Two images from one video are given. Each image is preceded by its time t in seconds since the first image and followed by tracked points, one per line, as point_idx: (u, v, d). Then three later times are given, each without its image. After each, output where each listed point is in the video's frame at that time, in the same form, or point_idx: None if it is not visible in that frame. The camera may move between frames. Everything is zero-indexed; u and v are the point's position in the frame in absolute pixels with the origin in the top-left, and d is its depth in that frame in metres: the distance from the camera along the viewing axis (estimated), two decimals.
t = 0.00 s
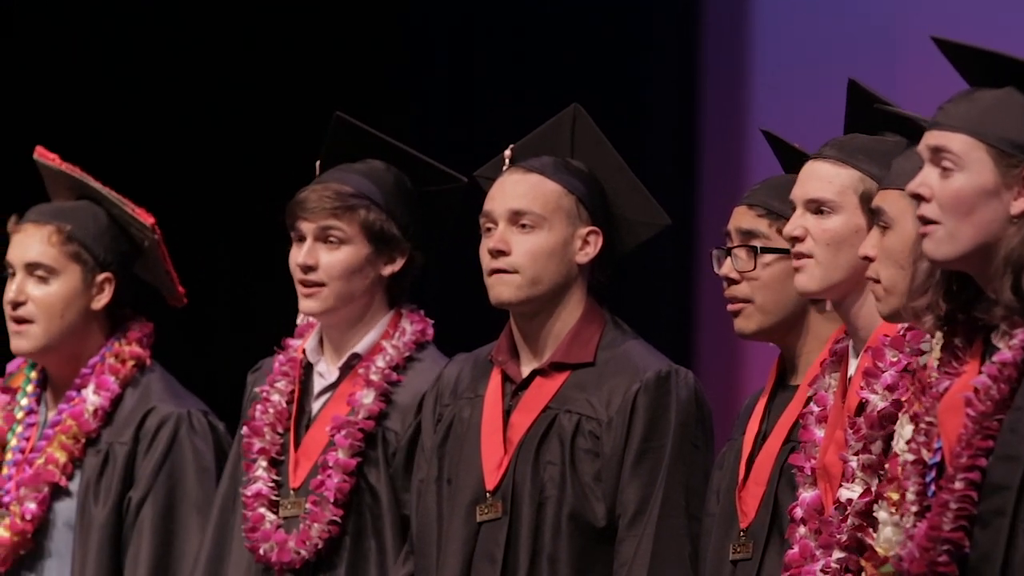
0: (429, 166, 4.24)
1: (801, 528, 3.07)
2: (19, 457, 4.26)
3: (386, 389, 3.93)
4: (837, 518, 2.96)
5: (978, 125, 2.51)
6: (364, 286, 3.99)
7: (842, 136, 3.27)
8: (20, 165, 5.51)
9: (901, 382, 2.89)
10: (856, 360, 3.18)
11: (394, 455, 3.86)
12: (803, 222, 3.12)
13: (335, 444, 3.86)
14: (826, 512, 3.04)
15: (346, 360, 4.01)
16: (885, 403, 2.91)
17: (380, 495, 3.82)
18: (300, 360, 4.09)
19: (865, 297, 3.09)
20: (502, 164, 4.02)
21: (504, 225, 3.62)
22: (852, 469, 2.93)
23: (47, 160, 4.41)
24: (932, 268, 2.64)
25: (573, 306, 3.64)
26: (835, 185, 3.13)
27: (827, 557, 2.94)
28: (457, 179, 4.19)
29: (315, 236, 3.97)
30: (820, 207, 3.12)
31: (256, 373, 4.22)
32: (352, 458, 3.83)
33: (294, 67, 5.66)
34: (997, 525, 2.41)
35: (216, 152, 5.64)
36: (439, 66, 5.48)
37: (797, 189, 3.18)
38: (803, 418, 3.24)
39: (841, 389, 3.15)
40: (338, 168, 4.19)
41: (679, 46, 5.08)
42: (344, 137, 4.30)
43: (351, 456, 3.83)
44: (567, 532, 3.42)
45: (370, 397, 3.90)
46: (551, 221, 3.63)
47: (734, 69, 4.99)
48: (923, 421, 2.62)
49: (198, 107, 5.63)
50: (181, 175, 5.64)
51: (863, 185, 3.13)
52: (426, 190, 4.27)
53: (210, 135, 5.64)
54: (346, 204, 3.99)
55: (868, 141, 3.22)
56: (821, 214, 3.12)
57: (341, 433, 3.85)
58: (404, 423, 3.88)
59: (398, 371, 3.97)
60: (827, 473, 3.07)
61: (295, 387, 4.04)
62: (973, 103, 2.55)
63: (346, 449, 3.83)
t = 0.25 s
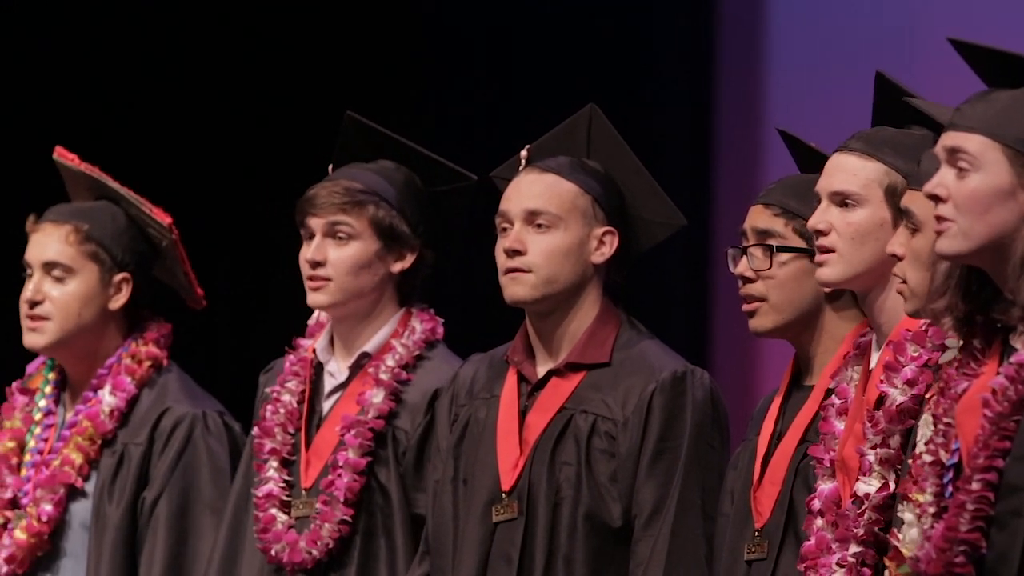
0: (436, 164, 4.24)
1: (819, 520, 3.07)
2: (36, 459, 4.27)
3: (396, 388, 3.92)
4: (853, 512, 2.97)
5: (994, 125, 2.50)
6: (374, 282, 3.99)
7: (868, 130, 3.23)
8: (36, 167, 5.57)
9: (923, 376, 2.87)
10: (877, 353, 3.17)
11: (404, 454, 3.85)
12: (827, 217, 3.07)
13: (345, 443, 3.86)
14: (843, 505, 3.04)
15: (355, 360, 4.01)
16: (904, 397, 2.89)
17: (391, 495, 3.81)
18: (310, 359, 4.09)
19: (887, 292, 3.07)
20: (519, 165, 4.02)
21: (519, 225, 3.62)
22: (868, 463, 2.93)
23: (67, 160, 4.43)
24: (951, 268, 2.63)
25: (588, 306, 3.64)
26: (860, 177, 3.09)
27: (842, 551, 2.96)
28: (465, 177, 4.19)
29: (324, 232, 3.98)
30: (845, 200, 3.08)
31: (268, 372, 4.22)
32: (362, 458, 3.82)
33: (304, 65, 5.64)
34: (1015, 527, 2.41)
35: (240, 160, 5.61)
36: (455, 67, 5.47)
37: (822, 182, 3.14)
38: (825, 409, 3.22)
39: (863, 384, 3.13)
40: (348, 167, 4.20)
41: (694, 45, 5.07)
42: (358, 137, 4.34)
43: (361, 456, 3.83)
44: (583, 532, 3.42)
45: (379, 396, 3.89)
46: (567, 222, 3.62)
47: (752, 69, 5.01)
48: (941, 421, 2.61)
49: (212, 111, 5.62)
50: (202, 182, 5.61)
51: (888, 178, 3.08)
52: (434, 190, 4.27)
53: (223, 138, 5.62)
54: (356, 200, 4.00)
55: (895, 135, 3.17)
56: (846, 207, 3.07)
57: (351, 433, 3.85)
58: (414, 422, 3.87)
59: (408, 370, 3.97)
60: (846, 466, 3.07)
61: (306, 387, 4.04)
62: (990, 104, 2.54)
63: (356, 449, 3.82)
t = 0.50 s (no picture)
0: (446, 165, 4.23)
1: (838, 519, 3.06)
2: (57, 461, 4.26)
3: (410, 388, 3.92)
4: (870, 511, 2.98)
5: (1012, 125, 2.49)
6: (385, 282, 3.99)
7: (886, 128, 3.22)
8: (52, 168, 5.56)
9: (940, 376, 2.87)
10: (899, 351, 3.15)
11: (419, 454, 3.85)
12: (846, 216, 3.07)
13: (359, 443, 3.86)
14: (862, 504, 3.03)
15: (369, 360, 4.01)
16: (921, 398, 2.89)
17: (406, 494, 3.81)
18: (323, 360, 4.09)
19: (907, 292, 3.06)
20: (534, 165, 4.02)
21: (536, 226, 3.62)
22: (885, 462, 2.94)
23: (86, 165, 4.44)
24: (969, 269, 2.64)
25: (604, 306, 3.63)
26: (878, 176, 3.08)
27: (859, 551, 2.96)
28: (473, 176, 4.19)
29: (335, 232, 3.98)
30: (865, 199, 3.07)
31: (281, 373, 4.22)
32: (377, 458, 3.82)
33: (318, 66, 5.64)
34: None
35: (252, 158, 5.68)
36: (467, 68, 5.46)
37: (840, 181, 3.13)
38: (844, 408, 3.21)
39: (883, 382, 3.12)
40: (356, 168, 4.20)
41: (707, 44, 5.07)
42: (366, 138, 4.33)
43: (376, 456, 3.82)
44: (599, 532, 3.42)
45: (394, 397, 3.89)
46: (583, 222, 3.62)
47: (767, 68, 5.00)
48: (959, 422, 2.61)
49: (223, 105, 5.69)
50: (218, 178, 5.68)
51: (907, 177, 3.07)
52: (443, 189, 4.26)
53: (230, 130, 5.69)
54: (366, 200, 4.00)
55: (913, 133, 3.16)
56: (865, 207, 3.07)
57: (366, 433, 3.84)
58: (429, 422, 3.87)
59: (422, 370, 3.96)
60: (864, 465, 3.06)
61: (319, 388, 4.04)
62: (1009, 103, 2.53)
63: (371, 449, 3.82)
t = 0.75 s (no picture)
0: (458, 162, 4.24)
1: (856, 518, 3.07)
2: (73, 461, 4.28)
3: (427, 387, 3.92)
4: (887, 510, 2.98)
5: None
6: (400, 282, 3.99)
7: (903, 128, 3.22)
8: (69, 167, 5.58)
9: (960, 376, 2.87)
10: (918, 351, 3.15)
11: (436, 453, 3.86)
12: (864, 218, 3.07)
13: (375, 442, 3.87)
14: (879, 502, 3.04)
15: (384, 360, 4.01)
16: (938, 397, 2.89)
17: (423, 494, 3.82)
18: (338, 360, 4.09)
19: (927, 292, 3.06)
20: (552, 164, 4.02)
21: (554, 225, 3.63)
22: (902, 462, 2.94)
23: (109, 164, 4.46)
24: (987, 266, 2.65)
25: (623, 305, 3.64)
26: (895, 178, 3.08)
27: (875, 550, 2.96)
28: (486, 173, 4.19)
29: (348, 233, 3.98)
30: (882, 202, 3.08)
31: (297, 373, 4.23)
32: (394, 457, 3.82)
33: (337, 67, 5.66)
34: None
35: (267, 162, 5.66)
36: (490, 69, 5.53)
37: (857, 184, 3.13)
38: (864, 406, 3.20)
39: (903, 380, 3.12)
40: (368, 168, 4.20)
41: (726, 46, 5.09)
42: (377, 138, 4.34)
43: (392, 455, 3.83)
44: (618, 532, 3.42)
45: (410, 396, 3.90)
46: (601, 221, 3.63)
47: (784, 67, 5.00)
48: (976, 421, 2.61)
49: (240, 109, 5.68)
50: (235, 182, 5.67)
51: (924, 178, 3.07)
52: (456, 188, 4.26)
53: (252, 140, 5.68)
54: (378, 200, 4.00)
55: (929, 133, 3.16)
56: (883, 209, 3.07)
57: (382, 432, 3.85)
58: (445, 421, 3.88)
59: (438, 369, 3.97)
60: (882, 464, 3.06)
61: (334, 388, 4.05)
62: None
63: (387, 448, 3.82)
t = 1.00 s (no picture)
0: (474, 160, 4.24)
1: (877, 520, 3.07)
2: (97, 458, 4.28)
3: (442, 386, 3.93)
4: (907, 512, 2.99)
5: None
6: (414, 280, 4.00)
7: (922, 129, 3.22)
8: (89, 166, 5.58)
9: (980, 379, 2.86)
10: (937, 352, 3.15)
11: (451, 452, 3.86)
12: (880, 219, 3.08)
13: (391, 441, 3.87)
14: (900, 504, 3.04)
15: (399, 359, 4.02)
16: (958, 399, 2.89)
17: (438, 493, 3.82)
18: (354, 359, 4.10)
19: (944, 292, 3.04)
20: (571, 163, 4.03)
21: (574, 225, 3.63)
22: (923, 464, 2.94)
23: (131, 160, 4.46)
24: (1005, 264, 2.66)
25: (643, 305, 3.64)
26: (911, 178, 3.09)
27: (896, 553, 2.96)
28: (501, 171, 4.20)
29: (364, 230, 4.00)
30: (898, 202, 3.08)
31: (314, 372, 4.23)
32: (409, 456, 3.83)
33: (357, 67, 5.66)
34: None
35: (287, 161, 5.71)
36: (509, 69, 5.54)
37: (875, 185, 3.14)
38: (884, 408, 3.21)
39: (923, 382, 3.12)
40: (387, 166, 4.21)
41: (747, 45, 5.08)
42: (398, 136, 4.34)
43: (408, 454, 3.84)
44: (637, 532, 3.42)
45: (426, 394, 3.90)
46: (621, 221, 3.63)
47: (802, 66, 4.99)
48: (995, 420, 2.63)
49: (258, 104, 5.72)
50: (255, 179, 5.72)
51: (940, 179, 3.07)
52: (472, 188, 4.27)
53: (266, 129, 5.72)
54: (394, 198, 4.00)
55: (947, 134, 3.16)
56: (899, 209, 3.07)
57: (398, 431, 3.86)
58: (460, 420, 3.88)
59: (453, 368, 3.97)
60: (903, 466, 3.06)
61: (350, 387, 4.06)
62: None
63: (402, 447, 3.84)
